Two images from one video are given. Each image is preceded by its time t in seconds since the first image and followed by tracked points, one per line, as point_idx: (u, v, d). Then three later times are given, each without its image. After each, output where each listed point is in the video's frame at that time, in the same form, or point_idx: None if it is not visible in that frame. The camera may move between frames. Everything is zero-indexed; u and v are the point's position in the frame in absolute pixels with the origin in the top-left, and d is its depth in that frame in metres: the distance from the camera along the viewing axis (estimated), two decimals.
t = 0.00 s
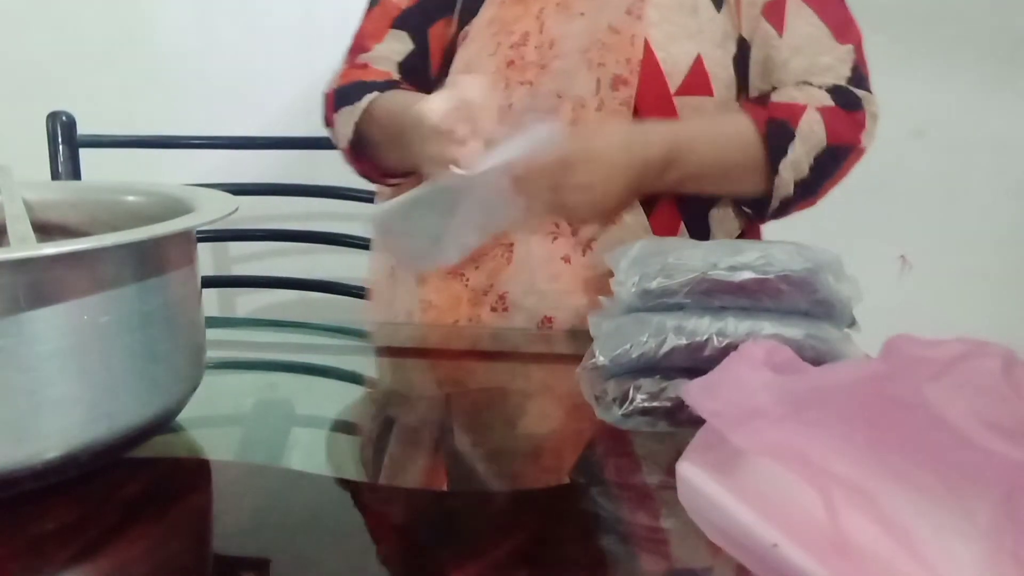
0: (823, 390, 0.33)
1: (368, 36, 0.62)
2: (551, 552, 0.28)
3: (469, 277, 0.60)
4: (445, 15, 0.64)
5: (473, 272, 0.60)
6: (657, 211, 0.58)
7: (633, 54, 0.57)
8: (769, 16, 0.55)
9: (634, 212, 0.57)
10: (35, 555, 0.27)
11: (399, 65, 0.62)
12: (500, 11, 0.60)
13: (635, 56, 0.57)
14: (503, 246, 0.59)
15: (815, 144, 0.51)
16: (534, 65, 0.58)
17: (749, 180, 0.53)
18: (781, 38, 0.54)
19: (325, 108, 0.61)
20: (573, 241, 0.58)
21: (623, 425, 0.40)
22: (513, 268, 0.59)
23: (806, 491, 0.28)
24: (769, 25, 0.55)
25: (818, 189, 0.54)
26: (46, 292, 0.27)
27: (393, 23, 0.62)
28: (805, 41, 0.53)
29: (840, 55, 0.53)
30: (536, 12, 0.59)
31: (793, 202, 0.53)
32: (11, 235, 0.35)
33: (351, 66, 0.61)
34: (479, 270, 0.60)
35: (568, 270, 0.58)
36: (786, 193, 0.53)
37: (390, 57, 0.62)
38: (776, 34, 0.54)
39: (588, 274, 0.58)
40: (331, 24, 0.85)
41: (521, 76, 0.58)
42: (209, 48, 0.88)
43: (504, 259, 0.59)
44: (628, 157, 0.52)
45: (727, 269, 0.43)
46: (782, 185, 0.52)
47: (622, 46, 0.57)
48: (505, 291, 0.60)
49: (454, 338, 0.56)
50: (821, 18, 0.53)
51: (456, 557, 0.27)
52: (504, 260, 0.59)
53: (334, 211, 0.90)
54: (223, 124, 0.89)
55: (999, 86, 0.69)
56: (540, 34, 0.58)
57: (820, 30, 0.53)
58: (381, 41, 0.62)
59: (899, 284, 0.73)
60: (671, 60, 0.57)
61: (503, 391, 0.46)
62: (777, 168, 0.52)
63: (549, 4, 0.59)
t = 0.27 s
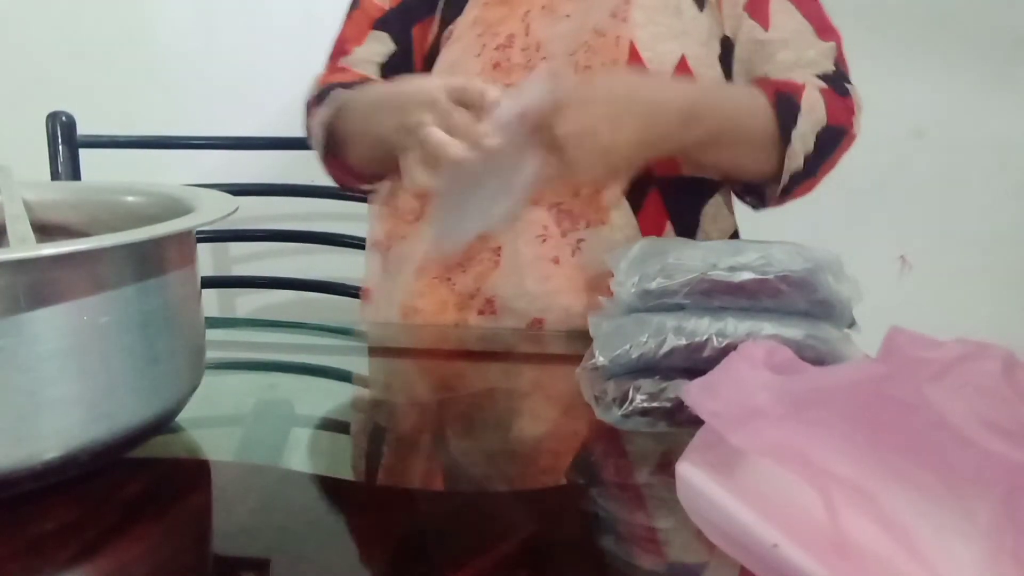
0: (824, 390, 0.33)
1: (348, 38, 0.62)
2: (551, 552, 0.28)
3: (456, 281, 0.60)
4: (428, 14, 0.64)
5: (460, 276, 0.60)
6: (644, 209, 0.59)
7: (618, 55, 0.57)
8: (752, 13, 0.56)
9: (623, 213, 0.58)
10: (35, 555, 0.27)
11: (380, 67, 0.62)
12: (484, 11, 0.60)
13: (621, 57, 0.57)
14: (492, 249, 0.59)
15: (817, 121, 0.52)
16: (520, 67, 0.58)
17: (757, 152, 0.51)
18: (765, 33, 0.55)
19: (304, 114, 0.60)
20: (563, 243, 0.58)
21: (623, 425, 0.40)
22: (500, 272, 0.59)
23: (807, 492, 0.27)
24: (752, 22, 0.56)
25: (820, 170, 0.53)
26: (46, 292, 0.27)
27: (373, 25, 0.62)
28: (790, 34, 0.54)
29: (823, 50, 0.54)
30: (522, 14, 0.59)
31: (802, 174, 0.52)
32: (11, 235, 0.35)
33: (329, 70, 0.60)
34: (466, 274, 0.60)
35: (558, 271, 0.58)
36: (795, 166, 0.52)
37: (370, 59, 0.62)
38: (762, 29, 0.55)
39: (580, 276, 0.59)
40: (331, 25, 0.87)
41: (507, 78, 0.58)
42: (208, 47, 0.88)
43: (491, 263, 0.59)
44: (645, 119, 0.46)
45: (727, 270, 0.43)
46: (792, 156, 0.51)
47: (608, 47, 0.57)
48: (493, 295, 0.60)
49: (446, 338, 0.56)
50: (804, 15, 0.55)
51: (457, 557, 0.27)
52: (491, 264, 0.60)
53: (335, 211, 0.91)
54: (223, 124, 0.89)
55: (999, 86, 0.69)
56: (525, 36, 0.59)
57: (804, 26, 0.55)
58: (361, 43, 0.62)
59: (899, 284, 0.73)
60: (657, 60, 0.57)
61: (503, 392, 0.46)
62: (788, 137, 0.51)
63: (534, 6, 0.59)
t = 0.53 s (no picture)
0: (822, 390, 0.33)
1: (321, 40, 0.61)
2: (552, 552, 0.28)
3: (448, 287, 0.60)
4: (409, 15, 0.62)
5: (453, 283, 0.60)
6: (636, 207, 0.58)
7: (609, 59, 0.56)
8: (733, 11, 0.56)
9: (616, 215, 0.58)
10: (35, 555, 0.27)
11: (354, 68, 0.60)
12: (470, 14, 0.59)
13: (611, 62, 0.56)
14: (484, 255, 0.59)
15: (811, 108, 0.53)
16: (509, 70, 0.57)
17: (756, 139, 0.53)
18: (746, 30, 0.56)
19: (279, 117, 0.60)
20: (556, 247, 0.57)
21: (623, 426, 0.40)
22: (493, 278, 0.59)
23: (807, 492, 0.28)
24: (732, 20, 0.56)
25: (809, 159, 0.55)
26: (46, 293, 0.27)
27: (347, 25, 0.61)
28: (771, 31, 0.55)
29: (803, 46, 0.56)
30: (509, 18, 0.57)
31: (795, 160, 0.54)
32: (11, 235, 0.35)
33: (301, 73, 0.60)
34: (458, 281, 0.59)
35: (553, 274, 0.57)
36: (791, 152, 0.54)
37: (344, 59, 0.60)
38: (742, 27, 0.56)
39: (576, 277, 0.57)
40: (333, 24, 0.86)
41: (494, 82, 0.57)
42: (208, 48, 0.88)
43: (483, 270, 0.59)
44: (660, 85, 0.50)
45: (727, 270, 0.43)
46: (789, 141, 0.53)
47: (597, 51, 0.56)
48: (485, 302, 0.59)
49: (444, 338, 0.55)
50: (783, 12, 0.56)
51: (458, 556, 0.27)
52: (483, 271, 0.59)
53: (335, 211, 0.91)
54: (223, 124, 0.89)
55: (999, 87, 0.69)
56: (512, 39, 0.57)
57: (783, 23, 0.56)
58: (334, 44, 0.60)
59: (899, 284, 0.73)
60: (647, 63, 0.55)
61: (503, 392, 0.46)
62: (787, 121, 0.52)
63: (522, 9, 0.57)
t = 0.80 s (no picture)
0: (822, 391, 0.33)
1: (308, 50, 0.58)
2: (553, 552, 0.28)
3: (442, 294, 0.60)
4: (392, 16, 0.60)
5: (446, 290, 0.60)
6: (627, 207, 0.59)
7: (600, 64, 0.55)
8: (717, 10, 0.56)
9: (608, 216, 0.59)
10: (35, 555, 0.27)
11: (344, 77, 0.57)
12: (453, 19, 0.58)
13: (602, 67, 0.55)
14: (479, 263, 0.59)
15: (793, 112, 0.53)
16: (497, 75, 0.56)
17: (736, 142, 0.54)
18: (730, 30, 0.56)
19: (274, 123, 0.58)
20: (550, 252, 0.59)
21: (623, 425, 0.40)
22: (489, 283, 0.60)
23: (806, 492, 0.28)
24: (716, 20, 0.56)
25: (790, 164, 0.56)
26: (46, 293, 0.27)
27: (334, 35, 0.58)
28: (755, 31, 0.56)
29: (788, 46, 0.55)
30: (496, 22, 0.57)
31: (776, 164, 0.55)
32: (11, 235, 0.35)
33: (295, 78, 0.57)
34: (452, 288, 0.60)
35: (547, 279, 0.59)
36: (774, 157, 0.55)
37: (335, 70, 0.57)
38: (727, 27, 0.56)
39: (572, 280, 0.59)
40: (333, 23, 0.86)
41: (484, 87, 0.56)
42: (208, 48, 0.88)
43: (478, 276, 0.60)
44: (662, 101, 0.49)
45: (727, 270, 0.43)
46: (772, 147, 0.54)
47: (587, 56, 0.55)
48: (481, 308, 0.60)
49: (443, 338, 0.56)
50: (768, 12, 0.56)
51: (458, 556, 0.27)
52: (478, 278, 0.60)
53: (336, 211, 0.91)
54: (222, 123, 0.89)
55: (999, 87, 0.69)
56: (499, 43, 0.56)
57: (768, 22, 0.56)
58: (323, 53, 0.57)
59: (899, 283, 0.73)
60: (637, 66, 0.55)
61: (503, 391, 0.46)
62: (769, 127, 0.53)
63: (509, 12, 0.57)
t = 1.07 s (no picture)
0: (822, 391, 0.33)
1: (309, 51, 0.59)
2: (554, 553, 0.28)
3: (434, 297, 0.60)
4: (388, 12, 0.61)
5: (438, 292, 0.60)
6: (617, 210, 0.59)
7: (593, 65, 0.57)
8: (709, 14, 0.56)
9: (599, 216, 0.59)
10: (35, 555, 0.27)
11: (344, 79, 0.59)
12: (448, 22, 0.60)
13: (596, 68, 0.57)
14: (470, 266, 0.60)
15: (782, 113, 0.53)
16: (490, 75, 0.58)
17: (725, 143, 0.53)
18: (724, 32, 0.56)
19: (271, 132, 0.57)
20: (541, 256, 0.59)
21: (623, 425, 0.40)
22: (480, 286, 0.59)
23: (807, 493, 0.27)
24: (709, 24, 0.57)
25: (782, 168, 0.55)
26: (46, 293, 0.27)
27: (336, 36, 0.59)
28: (749, 32, 0.55)
29: (782, 46, 0.55)
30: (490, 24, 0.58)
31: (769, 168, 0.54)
32: (11, 235, 0.35)
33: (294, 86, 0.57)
34: (443, 291, 0.60)
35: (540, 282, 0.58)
36: (763, 160, 0.54)
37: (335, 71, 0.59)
38: (720, 28, 0.56)
39: (564, 283, 0.58)
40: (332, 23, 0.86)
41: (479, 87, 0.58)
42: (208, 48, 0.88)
43: (469, 280, 0.60)
44: (644, 102, 0.49)
45: (727, 271, 0.43)
46: (761, 149, 0.53)
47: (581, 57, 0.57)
48: (472, 312, 0.60)
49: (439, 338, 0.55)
50: (763, 13, 0.56)
51: (458, 556, 0.27)
52: (468, 281, 0.60)
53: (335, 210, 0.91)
54: (223, 123, 0.89)
55: (999, 87, 0.69)
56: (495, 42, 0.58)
57: (762, 23, 0.55)
58: (324, 55, 0.59)
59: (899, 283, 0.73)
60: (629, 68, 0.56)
61: (503, 391, 0.46)
62: (757, 128, 0.52)
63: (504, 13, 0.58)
